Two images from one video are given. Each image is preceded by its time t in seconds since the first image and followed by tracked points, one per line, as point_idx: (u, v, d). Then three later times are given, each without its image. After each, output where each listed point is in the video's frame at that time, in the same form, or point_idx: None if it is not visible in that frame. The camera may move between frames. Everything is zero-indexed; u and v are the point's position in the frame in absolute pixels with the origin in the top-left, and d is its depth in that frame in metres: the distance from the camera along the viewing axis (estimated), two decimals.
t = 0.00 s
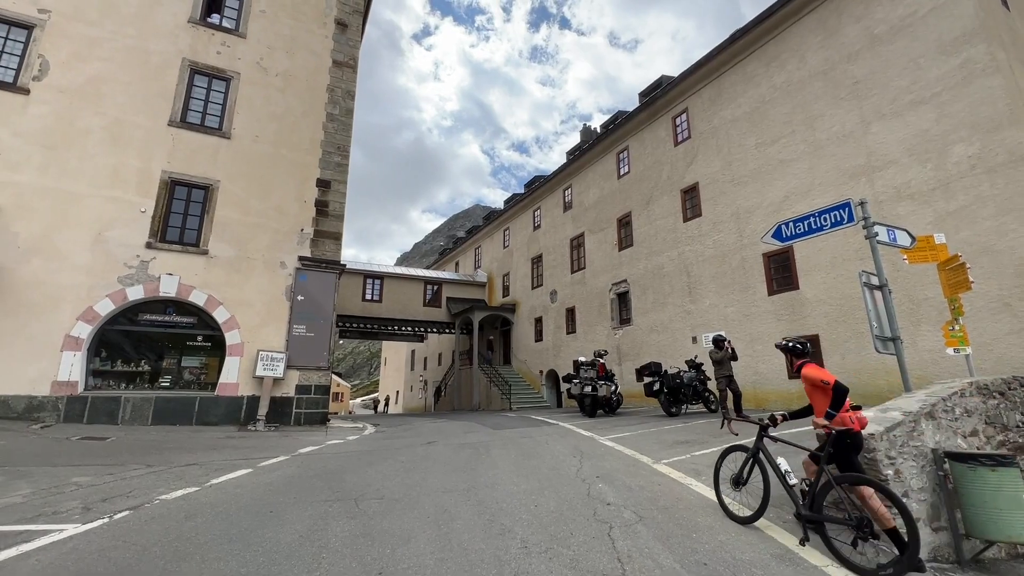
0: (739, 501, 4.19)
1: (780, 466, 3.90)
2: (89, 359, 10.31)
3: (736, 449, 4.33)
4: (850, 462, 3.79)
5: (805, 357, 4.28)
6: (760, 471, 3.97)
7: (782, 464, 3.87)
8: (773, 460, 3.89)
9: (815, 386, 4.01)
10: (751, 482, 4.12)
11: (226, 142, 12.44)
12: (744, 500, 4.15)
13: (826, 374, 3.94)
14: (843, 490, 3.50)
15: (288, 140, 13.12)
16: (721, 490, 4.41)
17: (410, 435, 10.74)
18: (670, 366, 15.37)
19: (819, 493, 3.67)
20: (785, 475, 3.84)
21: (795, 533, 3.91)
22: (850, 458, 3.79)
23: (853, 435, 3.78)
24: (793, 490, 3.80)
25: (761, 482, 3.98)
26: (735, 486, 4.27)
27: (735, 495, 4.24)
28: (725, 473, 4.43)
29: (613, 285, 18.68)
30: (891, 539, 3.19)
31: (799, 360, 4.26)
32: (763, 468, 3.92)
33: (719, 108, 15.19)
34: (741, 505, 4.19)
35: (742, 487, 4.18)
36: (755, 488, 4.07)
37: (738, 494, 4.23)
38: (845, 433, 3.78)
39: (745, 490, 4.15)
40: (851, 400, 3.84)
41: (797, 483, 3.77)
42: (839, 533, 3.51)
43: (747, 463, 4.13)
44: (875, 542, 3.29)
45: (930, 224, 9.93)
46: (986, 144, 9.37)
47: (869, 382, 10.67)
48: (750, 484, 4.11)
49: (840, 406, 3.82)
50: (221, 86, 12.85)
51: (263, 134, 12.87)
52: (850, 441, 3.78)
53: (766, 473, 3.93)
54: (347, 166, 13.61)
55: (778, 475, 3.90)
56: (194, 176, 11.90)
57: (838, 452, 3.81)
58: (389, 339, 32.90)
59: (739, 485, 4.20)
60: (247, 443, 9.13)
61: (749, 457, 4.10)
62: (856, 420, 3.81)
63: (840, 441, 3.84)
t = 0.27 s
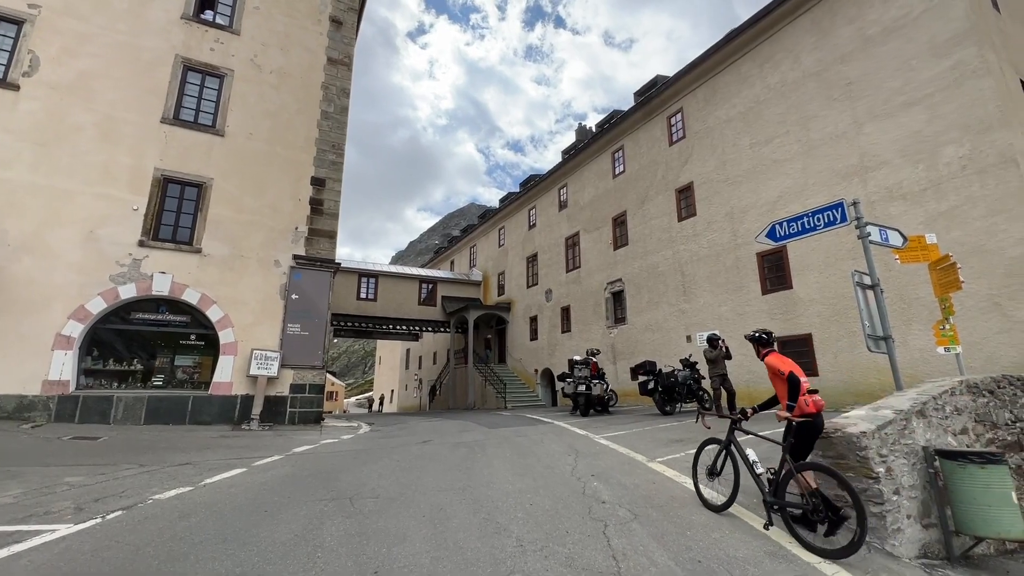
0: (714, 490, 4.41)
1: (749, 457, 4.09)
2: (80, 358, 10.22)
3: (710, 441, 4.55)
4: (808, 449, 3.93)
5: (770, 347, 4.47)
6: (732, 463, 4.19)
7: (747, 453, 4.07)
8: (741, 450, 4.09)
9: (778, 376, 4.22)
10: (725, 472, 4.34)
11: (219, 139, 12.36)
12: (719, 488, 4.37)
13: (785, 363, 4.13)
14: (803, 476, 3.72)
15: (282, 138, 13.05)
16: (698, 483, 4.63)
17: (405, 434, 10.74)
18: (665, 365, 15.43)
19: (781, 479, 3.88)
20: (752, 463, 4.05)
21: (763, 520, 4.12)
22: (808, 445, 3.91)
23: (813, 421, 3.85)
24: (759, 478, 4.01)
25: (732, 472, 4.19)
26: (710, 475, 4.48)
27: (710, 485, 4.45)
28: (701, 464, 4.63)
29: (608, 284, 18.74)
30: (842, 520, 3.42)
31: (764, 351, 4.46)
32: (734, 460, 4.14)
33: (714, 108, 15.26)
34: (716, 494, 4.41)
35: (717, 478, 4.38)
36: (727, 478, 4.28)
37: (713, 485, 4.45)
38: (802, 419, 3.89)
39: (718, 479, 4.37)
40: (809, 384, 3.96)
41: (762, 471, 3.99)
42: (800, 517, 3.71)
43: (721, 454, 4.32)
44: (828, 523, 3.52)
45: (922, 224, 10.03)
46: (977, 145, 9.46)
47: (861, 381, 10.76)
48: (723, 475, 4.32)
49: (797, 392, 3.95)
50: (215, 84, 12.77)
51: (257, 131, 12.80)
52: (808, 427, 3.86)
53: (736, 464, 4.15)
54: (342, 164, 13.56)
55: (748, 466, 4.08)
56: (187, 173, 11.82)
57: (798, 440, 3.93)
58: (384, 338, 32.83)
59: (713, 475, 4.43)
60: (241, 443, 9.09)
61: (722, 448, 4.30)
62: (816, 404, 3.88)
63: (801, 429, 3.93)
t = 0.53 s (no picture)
0: (687, 479, 4.73)
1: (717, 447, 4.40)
2: (61, 356, 10.03)
3: (684, 434, 4.87)
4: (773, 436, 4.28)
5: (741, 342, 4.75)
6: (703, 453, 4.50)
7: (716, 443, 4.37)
8: (710, 441, 4.41)
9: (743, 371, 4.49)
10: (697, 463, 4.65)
11: (205, 134, 12.17)
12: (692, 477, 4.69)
13: (750, 359, 4.39)
14: (762, 464, 3.97)
15: (269, 133, 12.89)
16: (672, 475, 4.92)
17: (394, 433, 10.69)
18: (653, 363, 15.56)
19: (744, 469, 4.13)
20: (719, 453, 4.34)
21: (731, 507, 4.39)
22: (773, 433, 4.27)
23: (771, 412, 4.23)
24: (725, 467, 4.29)
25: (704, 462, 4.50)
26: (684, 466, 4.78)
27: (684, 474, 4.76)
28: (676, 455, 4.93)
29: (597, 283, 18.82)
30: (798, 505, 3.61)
31: (735, 346, 4.75)
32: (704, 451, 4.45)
33: (702, 109, 15.38)
34: (690, 484, 4.71)
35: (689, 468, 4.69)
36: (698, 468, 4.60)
37: (687, 475, 4.76)
38: (762, 411, 4.23)
39: (691, 470, 4.68)
40: (770, 381, 4.25)
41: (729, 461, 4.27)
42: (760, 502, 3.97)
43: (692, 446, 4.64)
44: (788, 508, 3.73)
45: (904, 225, 10.22)
46: (957, 148, 9.66)
47: (844, 378, 10.95)
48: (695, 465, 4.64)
49: (757, 387, 4.25)
50: (200, 77, 12.56)
51: (244, 126, 12.62)
52: (767, 417, 4.23)
53: (706, 454, 4.46)
54: (331, 160, 13.44)
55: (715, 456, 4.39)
56: (172, 168, 11.63)
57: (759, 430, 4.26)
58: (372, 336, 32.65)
59: (686, 466, 4.73)
60: (226, 441, 8.99)
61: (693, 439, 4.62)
62: (772, 399, 4.22)
63: (762, 419, 4.28)
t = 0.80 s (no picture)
0: (650, 468, 4.98)
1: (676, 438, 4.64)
2: (21, 352, 9.63)
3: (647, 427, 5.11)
4: (725, 426, 4.53)
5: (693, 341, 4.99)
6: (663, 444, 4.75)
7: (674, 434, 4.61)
8: (669, 433, 4.66)
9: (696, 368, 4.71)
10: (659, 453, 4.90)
11: (176, 123, 11.80)
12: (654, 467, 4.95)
13: (703, 356, 4.61)
14: (714, 452, 4.18)
15: (244, 124, 12.57)
16: (637, 465, 5.16)
17: (372, 430, 10.60)
18: (631, 360, 15.77)
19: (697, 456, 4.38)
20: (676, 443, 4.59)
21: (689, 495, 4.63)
22: (725, 423, 4.49)
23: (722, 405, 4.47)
24: (682, 456, 4.53)
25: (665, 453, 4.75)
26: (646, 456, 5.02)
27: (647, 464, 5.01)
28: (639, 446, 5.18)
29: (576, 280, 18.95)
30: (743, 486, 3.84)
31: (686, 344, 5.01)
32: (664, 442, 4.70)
33: (682, 110, 15.59)
34: (653, 473, 4.96)
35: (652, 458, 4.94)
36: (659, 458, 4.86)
37: (650, 466, 5.01)
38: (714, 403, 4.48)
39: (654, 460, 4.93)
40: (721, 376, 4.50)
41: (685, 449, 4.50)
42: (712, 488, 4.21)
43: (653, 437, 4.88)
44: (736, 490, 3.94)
45: (873, 227, 10.56)
46: (923, 153, 10.01)
47: (814, 375, 11.28)
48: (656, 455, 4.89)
49: (711, 382, 4.48)
50: (171, 65, 12.17)
51: (218, 116, 12.28)
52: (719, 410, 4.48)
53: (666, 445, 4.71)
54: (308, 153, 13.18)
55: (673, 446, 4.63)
56: (141, 158, 11.25)
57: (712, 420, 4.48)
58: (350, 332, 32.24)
59: (648, 456, 4.97)
60: (198, 439, 8.77)
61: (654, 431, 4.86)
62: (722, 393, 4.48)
63: (714, 410, 4.50)
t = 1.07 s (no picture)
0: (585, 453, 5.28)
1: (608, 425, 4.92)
2: None
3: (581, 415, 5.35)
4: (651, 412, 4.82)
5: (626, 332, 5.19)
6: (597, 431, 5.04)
7: (606, 422, 4.86)
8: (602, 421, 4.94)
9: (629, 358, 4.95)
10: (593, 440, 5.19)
11: (106, 100, 10.94)
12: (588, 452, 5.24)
13: (634, 347, 4.91)
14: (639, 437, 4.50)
15: (184, 105, 11.82)
16: (574, 452, 5.44)
17: (320, 427, 10.28)
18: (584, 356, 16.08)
19: (625, 441, 4.67)
20: (607, 430, 4.83)
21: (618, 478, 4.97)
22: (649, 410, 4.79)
23: (649, 391, 4.77)
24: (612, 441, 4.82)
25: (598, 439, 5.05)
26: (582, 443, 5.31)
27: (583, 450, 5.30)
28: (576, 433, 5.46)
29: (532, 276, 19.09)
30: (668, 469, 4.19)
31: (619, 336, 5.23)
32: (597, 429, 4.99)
33: (636, 111, 15.98)
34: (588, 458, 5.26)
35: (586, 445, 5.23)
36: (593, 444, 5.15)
37: (583, 452, 5.29)
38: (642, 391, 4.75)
39: (587, 446, 5.21)
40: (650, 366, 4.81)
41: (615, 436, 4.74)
42: (638, 472, 4.54)
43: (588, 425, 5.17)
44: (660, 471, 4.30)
45: (809, 230, 11.24)
46: (854, 162, 10.72)
47: (754, 369, 11.89)
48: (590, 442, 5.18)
49: (641, 370, 4.77)
50: (100, 36, 11.25)
51: (153, 95, 11.49)
52: (645, 396, 4.75)
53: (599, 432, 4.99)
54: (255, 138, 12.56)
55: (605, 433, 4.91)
56: (64, 136, 10.36)
57: (639, 407, 4.74)
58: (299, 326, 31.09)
59: (583, 443, 5.25)
60: (128, 440, 8.21)
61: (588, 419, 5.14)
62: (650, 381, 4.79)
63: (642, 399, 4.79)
